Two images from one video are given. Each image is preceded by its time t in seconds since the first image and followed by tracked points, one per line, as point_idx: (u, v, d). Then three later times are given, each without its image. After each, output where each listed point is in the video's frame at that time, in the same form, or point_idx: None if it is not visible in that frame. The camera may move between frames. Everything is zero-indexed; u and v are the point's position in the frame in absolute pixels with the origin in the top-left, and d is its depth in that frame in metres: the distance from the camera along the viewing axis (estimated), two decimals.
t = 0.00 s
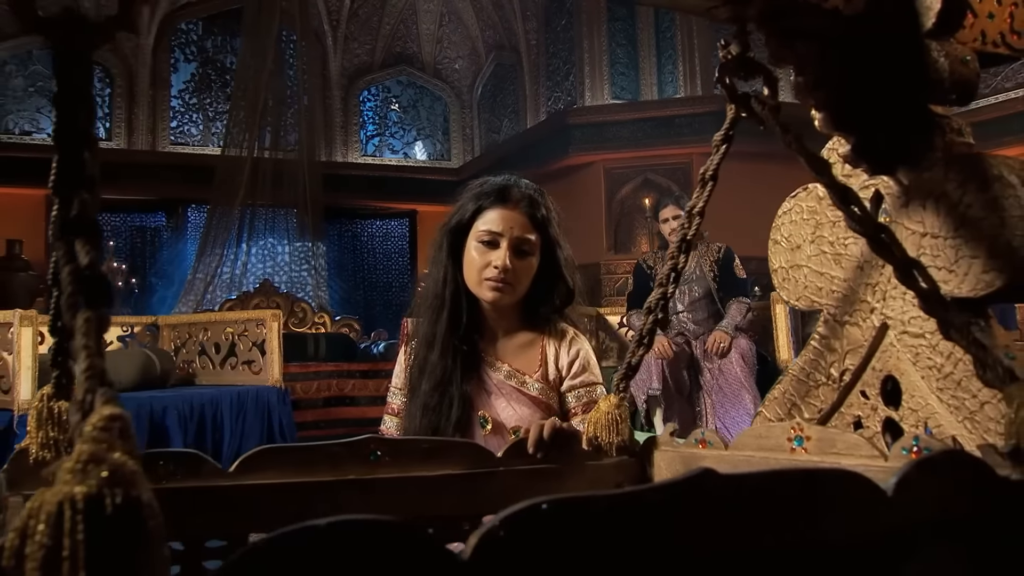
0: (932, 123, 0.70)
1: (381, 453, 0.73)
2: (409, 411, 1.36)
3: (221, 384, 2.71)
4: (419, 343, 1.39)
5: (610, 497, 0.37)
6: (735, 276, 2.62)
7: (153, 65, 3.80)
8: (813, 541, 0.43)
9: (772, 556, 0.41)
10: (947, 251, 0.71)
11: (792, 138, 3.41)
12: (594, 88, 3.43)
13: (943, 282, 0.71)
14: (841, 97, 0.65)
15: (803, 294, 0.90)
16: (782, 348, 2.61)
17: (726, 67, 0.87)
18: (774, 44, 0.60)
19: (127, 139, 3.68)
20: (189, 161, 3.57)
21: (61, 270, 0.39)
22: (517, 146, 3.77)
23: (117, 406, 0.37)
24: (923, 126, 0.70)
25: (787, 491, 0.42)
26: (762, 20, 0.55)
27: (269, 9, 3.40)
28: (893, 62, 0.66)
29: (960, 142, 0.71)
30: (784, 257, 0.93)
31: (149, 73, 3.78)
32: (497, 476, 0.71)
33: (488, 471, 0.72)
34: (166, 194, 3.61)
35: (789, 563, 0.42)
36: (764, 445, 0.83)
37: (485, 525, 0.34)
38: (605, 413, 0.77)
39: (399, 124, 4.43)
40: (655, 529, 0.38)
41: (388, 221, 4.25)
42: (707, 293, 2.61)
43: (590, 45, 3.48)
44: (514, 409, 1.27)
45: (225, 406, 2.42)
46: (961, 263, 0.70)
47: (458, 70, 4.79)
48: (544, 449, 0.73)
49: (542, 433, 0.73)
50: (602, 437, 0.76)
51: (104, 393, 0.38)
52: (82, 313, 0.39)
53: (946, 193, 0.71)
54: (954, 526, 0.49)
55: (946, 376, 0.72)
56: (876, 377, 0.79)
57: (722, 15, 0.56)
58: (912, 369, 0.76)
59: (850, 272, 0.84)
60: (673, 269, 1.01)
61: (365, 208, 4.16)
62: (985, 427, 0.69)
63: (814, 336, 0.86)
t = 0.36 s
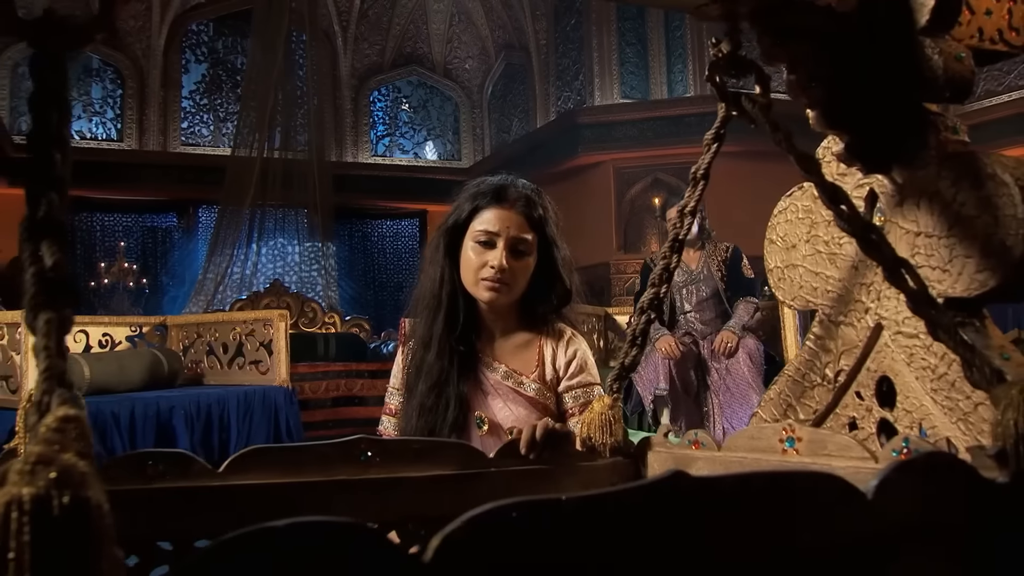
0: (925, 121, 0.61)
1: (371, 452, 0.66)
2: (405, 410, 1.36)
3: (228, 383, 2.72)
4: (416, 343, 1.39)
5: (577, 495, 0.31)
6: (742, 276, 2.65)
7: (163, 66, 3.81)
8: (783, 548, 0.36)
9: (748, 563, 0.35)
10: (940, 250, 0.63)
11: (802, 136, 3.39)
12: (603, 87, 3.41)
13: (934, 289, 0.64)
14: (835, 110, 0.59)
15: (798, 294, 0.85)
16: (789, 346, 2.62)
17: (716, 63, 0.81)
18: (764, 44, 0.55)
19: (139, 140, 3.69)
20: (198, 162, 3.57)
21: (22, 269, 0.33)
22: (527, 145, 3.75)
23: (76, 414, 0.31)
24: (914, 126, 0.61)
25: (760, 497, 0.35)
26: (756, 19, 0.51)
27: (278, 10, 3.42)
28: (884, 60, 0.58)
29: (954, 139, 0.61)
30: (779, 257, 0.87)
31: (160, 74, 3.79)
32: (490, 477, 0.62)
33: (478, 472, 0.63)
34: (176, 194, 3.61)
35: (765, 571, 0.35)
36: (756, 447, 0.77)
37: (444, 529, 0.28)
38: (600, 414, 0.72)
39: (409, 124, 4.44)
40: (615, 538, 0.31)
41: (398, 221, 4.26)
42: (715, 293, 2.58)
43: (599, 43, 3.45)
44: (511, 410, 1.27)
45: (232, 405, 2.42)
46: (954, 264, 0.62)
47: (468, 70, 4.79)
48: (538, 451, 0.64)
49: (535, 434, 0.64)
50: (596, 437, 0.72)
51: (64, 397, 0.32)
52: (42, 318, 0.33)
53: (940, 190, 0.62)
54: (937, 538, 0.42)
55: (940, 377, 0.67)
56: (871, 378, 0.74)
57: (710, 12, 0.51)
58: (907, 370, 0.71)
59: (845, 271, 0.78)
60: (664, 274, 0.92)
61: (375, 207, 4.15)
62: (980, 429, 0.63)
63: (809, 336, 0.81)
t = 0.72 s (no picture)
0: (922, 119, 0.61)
1: (363, 452, 0.66)
2: (404, 411, 1.34)
3: (236, 383, 2.73)
4: (414, 343, 1.37)
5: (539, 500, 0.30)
6: (751, 276, 2.63)
7: (175, 67, 3.83)
8: (765, 548, 0.35)
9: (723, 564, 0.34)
10: (934, 251, 0.63)
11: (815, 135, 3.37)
12: (613, 86, 3.40)
13: (929, 288, 0.63)
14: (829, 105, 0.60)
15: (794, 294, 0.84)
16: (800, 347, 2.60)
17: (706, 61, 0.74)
18: (758, 40, 0.55)
19: (150, 140, 3.71)
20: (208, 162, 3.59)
21: None
22: (538, 145, 3.75)
23: (36, 415, 0.31)
24: (911, 123, 0.61)
25: (742, 500, 0.35)
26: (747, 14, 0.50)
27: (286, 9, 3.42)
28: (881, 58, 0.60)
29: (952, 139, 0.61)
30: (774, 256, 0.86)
31: (171, 75, 3.80)
32: (484, 476, 0.64)
33: (472, 472, 0.65)
34: (186, 194, 3.63)
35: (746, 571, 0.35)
36: (751, 448, 0.76)
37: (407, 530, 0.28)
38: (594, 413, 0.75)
39: (420, 124, 4.45)
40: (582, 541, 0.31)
41: (408, 221, 4.26)
42: (723, 293, 2.58)
43: (609, 43, 3.45)
44: (509, 410, 1.25)
45: (238, 406, 2.43)
46: (948, 263, 0.61)
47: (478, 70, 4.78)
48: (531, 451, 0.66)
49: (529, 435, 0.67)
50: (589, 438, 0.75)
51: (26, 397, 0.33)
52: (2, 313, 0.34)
53: (935, 191, 0.62)
54: (925, 536, 0.43)
55: (934, 378, 0.65)
56: (867, 378, 0.73)
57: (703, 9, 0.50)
58: (902, 370, 0.69)
59: (841, 270, 0.77)
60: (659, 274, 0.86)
61: (386, 207, 4.15)
62: (975, 430, 0.61)
63: (805, 336, 0.80)
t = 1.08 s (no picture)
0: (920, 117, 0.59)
1: (358, 451, 0.66)
2: (403, 412, 1.31)
3: (245, 383, 2.74)
4: (413, 344, 1.34)
5: (515, 500, 0.30)
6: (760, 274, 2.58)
7: (187, 68, 3.84)
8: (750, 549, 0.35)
9: (699, 567, 0.33)
10: (929, 253, 0.61)
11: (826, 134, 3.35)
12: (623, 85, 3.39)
13: (926, 288, 0.61)
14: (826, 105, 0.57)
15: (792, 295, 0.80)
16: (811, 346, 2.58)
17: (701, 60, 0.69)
18: (751, 36, 0.52)
19: (162, 141, 3.73)
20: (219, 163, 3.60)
21: None
22: (549, 145, 3.74)
23: (4, 417, 0.32)
24: (906, 120, 0.59)
25: (727, 497, 0.34)
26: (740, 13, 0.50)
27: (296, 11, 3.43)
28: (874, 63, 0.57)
29: (949, 137, 0.59)
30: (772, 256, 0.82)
31: (183, 76, 3.82)
32: (477, 475, 0.62)
33: (468, 471, 0.63)
34: (198, 195, 3.65)
35: (725, 574, 0.34)
36: (746, 448, 0.75)
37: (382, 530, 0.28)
38: (590, 414, 0.75)
39: (430, 124, 4.45)
40: (552, 545, 0.31)
41: (419, 221, 4.26)
42: (731, 292, 2.54)
43: (619, 42, 3.43)
44: (508, 410, 1.22)
45: (248, 405, 2.44)
46: (945, 263, 0.60)
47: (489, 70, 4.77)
48: (527, 452, 0.65)
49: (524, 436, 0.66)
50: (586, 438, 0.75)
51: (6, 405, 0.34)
52: None
53: (932, 189, 0.60)
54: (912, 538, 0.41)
55: (930, 377, 0.63)
56: (863, 378, 0.71)
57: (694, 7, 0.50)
58: (900, 371, 0.67)
59: (838, 269, 0.75)
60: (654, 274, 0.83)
61: (396, 207, 4.14)
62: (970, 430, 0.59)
63: (803, 336, 0.78)
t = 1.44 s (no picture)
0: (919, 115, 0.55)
1: (353, 452, 0.58)
2: (404, 413, 1.25)
3: (254, 382, 2.76)
4: (414, 345, 1.28)
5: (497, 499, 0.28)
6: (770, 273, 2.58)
7: (198, 69, 3.86)
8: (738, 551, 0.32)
9: (702, 566, 0.31)
10: (929, 253, 0.56)
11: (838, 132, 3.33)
12: (633, 85, 3.36)
13: (922, 288, 0.56)
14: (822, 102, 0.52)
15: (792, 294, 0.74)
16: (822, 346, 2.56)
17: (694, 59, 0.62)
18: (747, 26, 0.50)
19: (173, 142, 3.74)
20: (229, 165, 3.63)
21: None
22: (559, 144, 3.73)
23: None
24: (905, 118, 0.55)
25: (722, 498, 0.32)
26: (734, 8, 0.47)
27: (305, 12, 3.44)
28: (875, 59, 0.53)
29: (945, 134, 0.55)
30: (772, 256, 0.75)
31: (194, 77, 3.84)
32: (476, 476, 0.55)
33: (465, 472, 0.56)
34: (209, 195, 3.67)
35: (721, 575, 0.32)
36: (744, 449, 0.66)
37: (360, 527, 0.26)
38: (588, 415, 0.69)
39: (441, 124, 4.45)
40: (539, 544, 0.28)
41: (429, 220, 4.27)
42: (740, 292, 2.53)
43: (629, 42, 3.41)
44: (509, 409, 1.15)
45: (255, 404, 2.45)
46: (942, 262, 0.55)
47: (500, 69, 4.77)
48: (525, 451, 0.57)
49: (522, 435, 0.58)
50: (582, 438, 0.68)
51: None
52: None
53: (929, 189, 0.55)
54: (899, 540, 0.37)
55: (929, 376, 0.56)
56: (862, 379, 0.64)
57: None
58: (898, 371, 0.60)
59: (836, 268, 0.68)
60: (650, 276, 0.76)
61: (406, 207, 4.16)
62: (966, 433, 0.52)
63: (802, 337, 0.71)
